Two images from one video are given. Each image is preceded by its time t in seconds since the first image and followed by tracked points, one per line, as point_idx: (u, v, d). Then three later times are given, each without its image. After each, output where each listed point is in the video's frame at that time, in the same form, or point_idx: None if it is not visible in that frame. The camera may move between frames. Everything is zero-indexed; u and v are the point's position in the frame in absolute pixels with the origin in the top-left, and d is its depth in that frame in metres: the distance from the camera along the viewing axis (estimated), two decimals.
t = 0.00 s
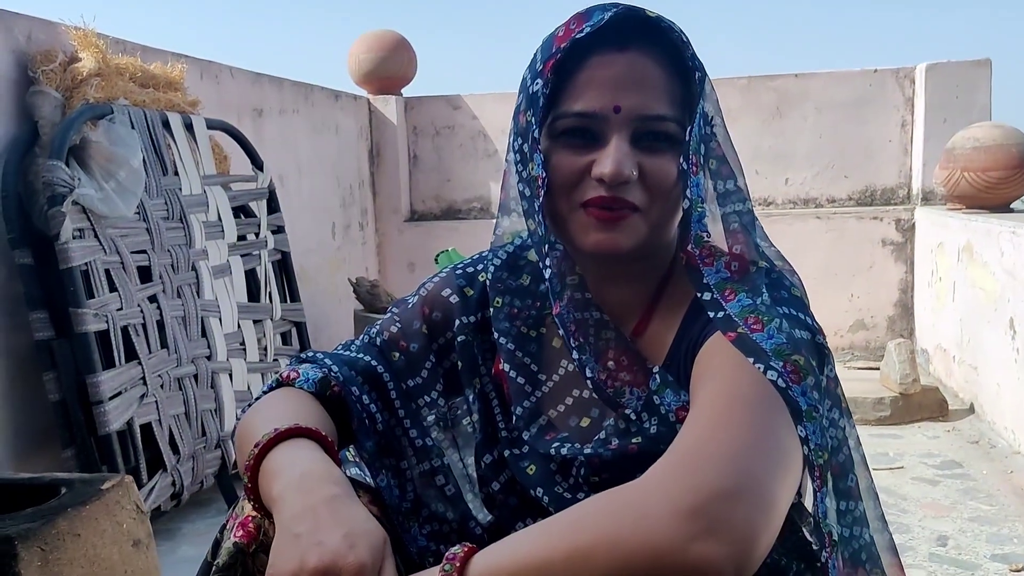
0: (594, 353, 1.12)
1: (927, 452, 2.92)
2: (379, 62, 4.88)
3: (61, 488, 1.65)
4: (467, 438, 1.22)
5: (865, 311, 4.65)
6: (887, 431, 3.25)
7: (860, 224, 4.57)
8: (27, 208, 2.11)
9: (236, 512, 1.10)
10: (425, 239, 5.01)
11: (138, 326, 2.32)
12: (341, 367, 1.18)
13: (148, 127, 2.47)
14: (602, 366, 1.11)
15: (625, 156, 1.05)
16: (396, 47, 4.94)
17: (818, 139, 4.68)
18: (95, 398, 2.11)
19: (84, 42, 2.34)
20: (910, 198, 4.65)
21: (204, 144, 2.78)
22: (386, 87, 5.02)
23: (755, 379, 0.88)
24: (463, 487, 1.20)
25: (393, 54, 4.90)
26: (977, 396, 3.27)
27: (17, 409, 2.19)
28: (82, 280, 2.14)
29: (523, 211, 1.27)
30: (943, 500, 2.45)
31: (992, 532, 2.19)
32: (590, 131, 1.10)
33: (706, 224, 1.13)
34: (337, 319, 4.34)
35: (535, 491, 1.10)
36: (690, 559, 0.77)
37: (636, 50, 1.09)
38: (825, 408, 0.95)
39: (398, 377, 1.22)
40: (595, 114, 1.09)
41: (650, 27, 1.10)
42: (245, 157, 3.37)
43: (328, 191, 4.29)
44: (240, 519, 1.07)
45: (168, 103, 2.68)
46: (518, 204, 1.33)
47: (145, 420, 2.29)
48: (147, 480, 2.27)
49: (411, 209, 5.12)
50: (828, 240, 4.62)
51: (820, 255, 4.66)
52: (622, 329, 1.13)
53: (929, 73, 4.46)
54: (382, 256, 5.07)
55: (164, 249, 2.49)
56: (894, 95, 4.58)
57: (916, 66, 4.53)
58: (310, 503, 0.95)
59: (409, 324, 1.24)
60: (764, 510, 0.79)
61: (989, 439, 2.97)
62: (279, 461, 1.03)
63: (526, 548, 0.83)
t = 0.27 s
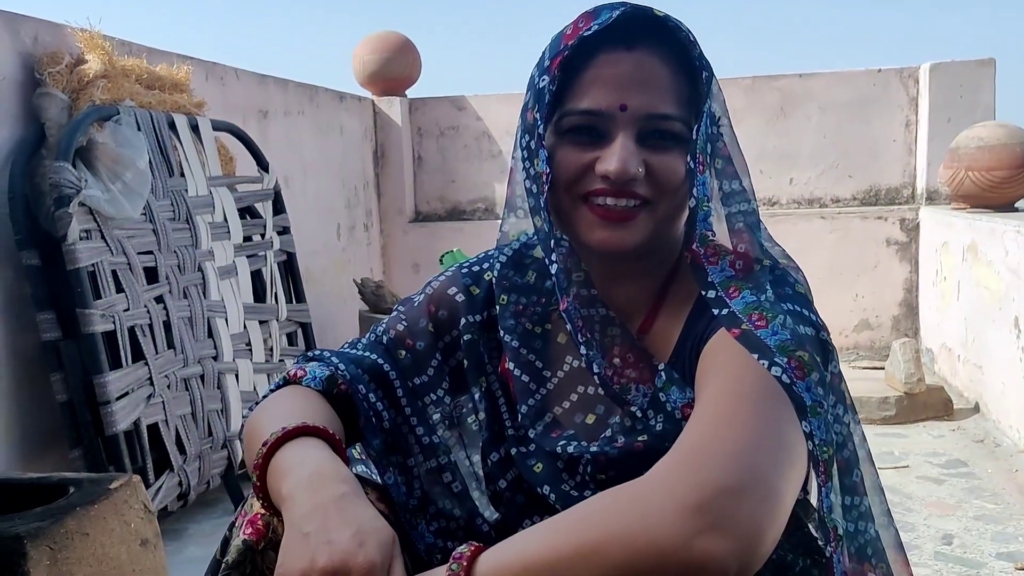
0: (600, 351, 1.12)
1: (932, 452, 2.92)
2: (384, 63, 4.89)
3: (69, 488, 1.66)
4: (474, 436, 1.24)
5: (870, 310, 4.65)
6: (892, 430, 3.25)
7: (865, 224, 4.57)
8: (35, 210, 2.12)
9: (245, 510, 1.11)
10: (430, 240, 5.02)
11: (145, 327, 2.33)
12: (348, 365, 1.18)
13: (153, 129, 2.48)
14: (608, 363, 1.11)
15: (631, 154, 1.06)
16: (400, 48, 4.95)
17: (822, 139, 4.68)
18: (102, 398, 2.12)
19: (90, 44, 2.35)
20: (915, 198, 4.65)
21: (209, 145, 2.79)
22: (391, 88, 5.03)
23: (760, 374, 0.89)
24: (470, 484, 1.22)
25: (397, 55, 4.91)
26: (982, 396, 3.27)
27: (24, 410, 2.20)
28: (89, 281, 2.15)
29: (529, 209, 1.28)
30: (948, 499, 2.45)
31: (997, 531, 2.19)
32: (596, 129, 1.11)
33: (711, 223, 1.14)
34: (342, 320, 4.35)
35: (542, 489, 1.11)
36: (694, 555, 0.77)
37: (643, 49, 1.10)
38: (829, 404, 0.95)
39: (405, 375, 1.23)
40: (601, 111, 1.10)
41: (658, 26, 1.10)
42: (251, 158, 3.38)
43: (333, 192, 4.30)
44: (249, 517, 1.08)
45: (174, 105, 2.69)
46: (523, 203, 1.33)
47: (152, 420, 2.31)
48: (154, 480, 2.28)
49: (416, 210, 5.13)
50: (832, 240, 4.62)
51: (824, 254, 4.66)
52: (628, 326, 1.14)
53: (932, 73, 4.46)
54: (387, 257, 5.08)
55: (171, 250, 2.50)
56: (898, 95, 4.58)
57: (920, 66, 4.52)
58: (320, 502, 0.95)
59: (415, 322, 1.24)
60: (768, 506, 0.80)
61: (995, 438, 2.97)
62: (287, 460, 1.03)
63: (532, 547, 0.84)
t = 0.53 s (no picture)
0: (627, 348, 1.13)
1: (965, 455, 2.89)
2: (416, 67, 4.93)
3: (105, 484, 1.67)
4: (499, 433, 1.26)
5: (902, 314, 4.60)
6: (923, 433, 3.21)
7: (897, 227, 4.51)
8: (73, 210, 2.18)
9: (275, 503, 1.13)
10: (460, 242, 5.06)
11: (180, 327, 2.37)
12: (376, 362, 1.20)
13: (189, 132, 2.53)
14: (634, 361, 1.12)
15: (659, 153, 1.07)
16: (432, 52, 4.98)
17: (854, 141, 4.64)
18: (137, 396, 2.17)
19: (127, 48, 2.41)
20: (948, 200, 4.60)
21: (244, 148, 2.84)
22: (423, 91, 5.07)
23: (782, 373, 0.89)
24: (495, 481, 1.24)
25: (429, 59, 4.95)
26: (1015, 400, 3.22)
27: (62, 407, 2.26)
28: (126, 281, 2.19)
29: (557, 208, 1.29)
30: (979, 503, 2.42)
31: None
32: (624, 128, 1.11)
33: (738, 222, 1.14)
34: (373, 320, 4.39)
35: (566, 486, 1.12)
36: (712, 551, 0.78)
37: (672, 49, 1.10)
38: (853, 402, 0.95)
39: (432, 372, 1.25)
40: (630, 111, 1.10)
41: (687, 27, 1.10)
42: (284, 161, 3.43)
43: (365, 195, 4.35)
44: (279, 510, 1.10)
45: (209, 108, 2.74)
46: (551, 202, 1.36)
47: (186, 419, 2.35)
48: (188, 477, 2.33)
49: (446, 212, 5.16)
50: (864, 243, 4.57)
51: (856, 257, 4.61)
52: (655, 324, 1.14)
53: (966, 75, 4.40)
54: (417, 259, 5.12)
55: (205, 251, 2.54)
56: (932, 97, 4.53)
57: (953, 68, 4.47)
58: (349, 498, 0.97)
59: (442, 320, 1.26)
60: (787, 504, 0.80)
61: None
62: (315, 456, 1.06)
63: (553, 542, 0.85)
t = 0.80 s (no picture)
0: (665, 327, 1.16)
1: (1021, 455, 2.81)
2: (472, 61, 4.97)
3: (165, 459, 1.71)
4: (539, 411, 1.29)
5: (961, 313, 4.52)
6: (982, 433, 3.19)
7: (957, 224, 4.47)
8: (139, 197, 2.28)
9: (322, 470, 1.19)
10: (513, 236, 5.11)
11: (240, 312, 2.46)
12: (421, 338, 1.26)
13: (250, 124, 2.62)
14: (673, 339, 1.15)
15: (703, 134, 1.10)
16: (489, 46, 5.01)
17: (913, 137, 4.55)
18: (198, 378, 2.25)
19: (191, 42, 2.51)
20: (1010, 197, 4.48)
21: (303, 140, 2.93)
22: (479, 86, 5.11)
23: (814, 347, 0.91)
24: (536, 457, 1.27)
25: (486, 53, 4.97)
26: None
27: (126, 388, 2.36)
28: (189, 267, 2.28)
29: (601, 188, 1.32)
30: None
31: None
32: (668, 109, 1.14)
33: (780, 204, 1.14)
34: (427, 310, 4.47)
35: (605, 461, 1.15)
36: (737, 515, 0.80)
37: (718, 33, 1.12)
38: (886, 379, 0.97)
39: (474, 349, 1.29)
40: (675, 92, 1.13)
41: (733, 11, 1.12)
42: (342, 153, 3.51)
43: (421, 189, 4.42)
44: (326, 476, 1.15)
45: (270, 101, 2.83)
46: (594, 181, 1.39)
47: (245, 401, 2.43)
48: (246, 457, 2.41)
49: (501, 206, 5.21)
50: (923, 241, 4.53)
51: (915, 253, 4.56)
52: (696, 304, 1.17)
53: None
54: (472, 253, 5.18)
55: (265, 240, 2.63)
56: (994, 91, 4.42)
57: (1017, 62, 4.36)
58: (388, 459, 1.02)
59: (486, 299, 1.31)
60: (812, 472, 0.82)
61: None
62: (359, 422, 1.11)
63: (583, 504, 0.87)
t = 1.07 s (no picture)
0: (651, 301, 1.19)
1: (1018, 440, 3.08)
2: (477, 56, 5.01)
3: (175, 438, 1.74)
4: (529, 388, 1.31)
5: (964, 303, 4.55)
6: (980, 419, 3.49)
7: (960, 214, 4.49)
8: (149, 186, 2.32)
9: (325, 439, 1.23)
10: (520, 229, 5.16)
11: (248, 299, 2.51)
12: (414, 314, 1.31)
13: (258, 116, 2.67)
14: (659, 312, 1.18)
15: (685, 114, 1.14)
16: (494, 40, 5.05)
17: (916, 129, 4.57)
18: (207, 362, 2.30)
19: (200, 35, 2.56)
20: (1013, 188, 4.50)
21: (310, 132, 2.98)
22: (484, 80, 5.15)
23: (789, 313, 0.95)
24: (528, 425, 1.32)
25: (491, 48, 5.02)
26: None
27: (137, 373, 2.41)
28: (197, 255, 2.32)
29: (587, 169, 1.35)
30: None
31: None
32: (651, 92, 1.18)
33: (758, 182, 1.19)
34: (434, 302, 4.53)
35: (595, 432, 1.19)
36: (716, 465, 0.84)
37: (698, 18, 1.16)
38: (859, 346, 1.02)
39: (466, 326, 1.33)
40: (658, 75, 1.17)
41: None
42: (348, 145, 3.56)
43: (427, 181, 4.47)
44: (329, 444, 1.20)
45: (277, 93, 2.88)
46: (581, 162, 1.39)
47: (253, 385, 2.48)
48: (254, 441, 2.46)
49: (507, 199, 5.26)
50: (926, 230, 4.56)
51: (918, 245, 4.59)
52: (680, 279, 1.21)
53: None
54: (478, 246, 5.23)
55: (272, 228, 2.68)
56: (997, 82, 4.43)
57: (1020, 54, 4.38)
58: (385, 415, 1.07)
59: (477, 279, 1.34)
60: (787, 428, 0.87)
61: None
62: (356, 382, 1.18)
63: (568, 458, 0.91)
